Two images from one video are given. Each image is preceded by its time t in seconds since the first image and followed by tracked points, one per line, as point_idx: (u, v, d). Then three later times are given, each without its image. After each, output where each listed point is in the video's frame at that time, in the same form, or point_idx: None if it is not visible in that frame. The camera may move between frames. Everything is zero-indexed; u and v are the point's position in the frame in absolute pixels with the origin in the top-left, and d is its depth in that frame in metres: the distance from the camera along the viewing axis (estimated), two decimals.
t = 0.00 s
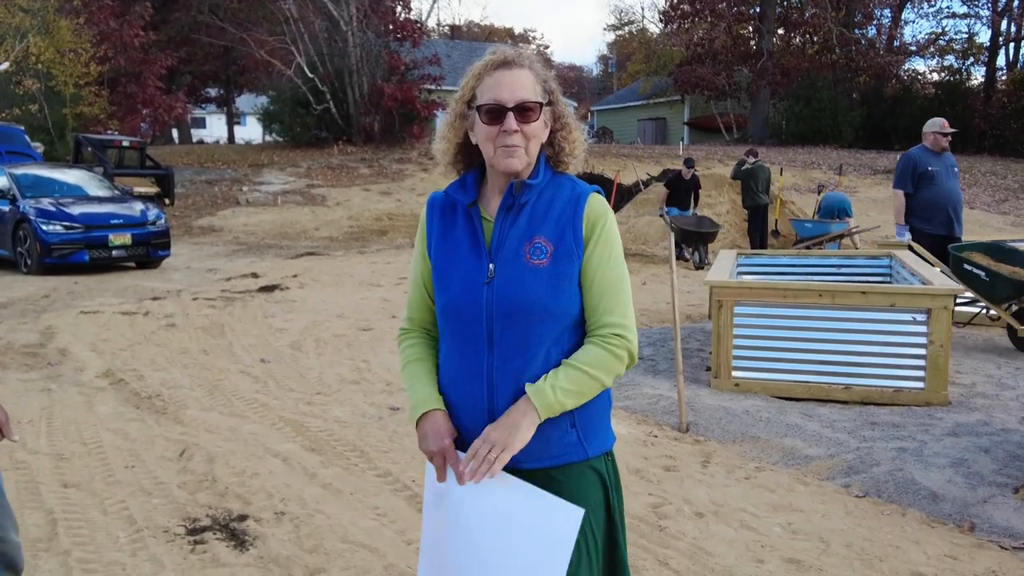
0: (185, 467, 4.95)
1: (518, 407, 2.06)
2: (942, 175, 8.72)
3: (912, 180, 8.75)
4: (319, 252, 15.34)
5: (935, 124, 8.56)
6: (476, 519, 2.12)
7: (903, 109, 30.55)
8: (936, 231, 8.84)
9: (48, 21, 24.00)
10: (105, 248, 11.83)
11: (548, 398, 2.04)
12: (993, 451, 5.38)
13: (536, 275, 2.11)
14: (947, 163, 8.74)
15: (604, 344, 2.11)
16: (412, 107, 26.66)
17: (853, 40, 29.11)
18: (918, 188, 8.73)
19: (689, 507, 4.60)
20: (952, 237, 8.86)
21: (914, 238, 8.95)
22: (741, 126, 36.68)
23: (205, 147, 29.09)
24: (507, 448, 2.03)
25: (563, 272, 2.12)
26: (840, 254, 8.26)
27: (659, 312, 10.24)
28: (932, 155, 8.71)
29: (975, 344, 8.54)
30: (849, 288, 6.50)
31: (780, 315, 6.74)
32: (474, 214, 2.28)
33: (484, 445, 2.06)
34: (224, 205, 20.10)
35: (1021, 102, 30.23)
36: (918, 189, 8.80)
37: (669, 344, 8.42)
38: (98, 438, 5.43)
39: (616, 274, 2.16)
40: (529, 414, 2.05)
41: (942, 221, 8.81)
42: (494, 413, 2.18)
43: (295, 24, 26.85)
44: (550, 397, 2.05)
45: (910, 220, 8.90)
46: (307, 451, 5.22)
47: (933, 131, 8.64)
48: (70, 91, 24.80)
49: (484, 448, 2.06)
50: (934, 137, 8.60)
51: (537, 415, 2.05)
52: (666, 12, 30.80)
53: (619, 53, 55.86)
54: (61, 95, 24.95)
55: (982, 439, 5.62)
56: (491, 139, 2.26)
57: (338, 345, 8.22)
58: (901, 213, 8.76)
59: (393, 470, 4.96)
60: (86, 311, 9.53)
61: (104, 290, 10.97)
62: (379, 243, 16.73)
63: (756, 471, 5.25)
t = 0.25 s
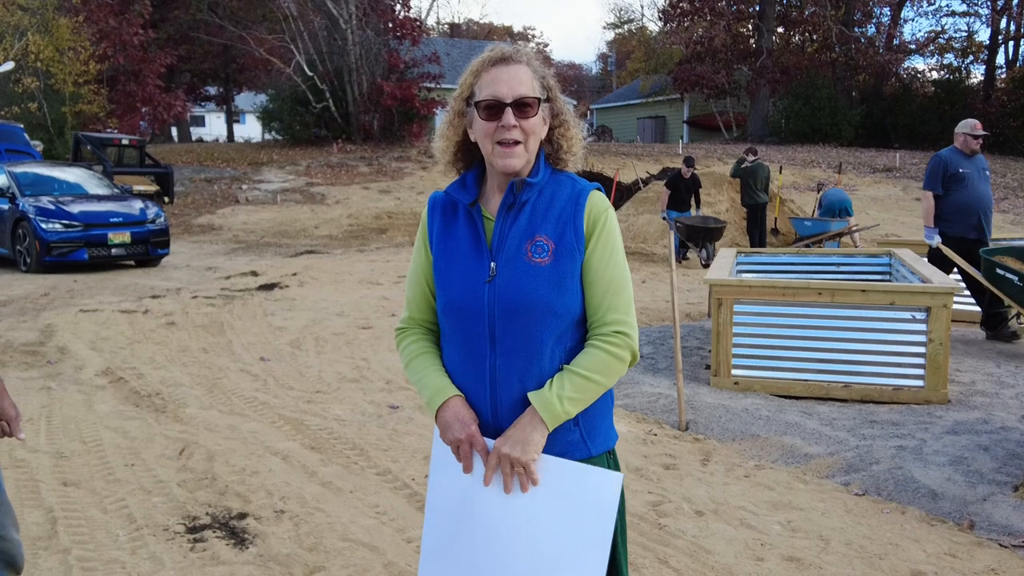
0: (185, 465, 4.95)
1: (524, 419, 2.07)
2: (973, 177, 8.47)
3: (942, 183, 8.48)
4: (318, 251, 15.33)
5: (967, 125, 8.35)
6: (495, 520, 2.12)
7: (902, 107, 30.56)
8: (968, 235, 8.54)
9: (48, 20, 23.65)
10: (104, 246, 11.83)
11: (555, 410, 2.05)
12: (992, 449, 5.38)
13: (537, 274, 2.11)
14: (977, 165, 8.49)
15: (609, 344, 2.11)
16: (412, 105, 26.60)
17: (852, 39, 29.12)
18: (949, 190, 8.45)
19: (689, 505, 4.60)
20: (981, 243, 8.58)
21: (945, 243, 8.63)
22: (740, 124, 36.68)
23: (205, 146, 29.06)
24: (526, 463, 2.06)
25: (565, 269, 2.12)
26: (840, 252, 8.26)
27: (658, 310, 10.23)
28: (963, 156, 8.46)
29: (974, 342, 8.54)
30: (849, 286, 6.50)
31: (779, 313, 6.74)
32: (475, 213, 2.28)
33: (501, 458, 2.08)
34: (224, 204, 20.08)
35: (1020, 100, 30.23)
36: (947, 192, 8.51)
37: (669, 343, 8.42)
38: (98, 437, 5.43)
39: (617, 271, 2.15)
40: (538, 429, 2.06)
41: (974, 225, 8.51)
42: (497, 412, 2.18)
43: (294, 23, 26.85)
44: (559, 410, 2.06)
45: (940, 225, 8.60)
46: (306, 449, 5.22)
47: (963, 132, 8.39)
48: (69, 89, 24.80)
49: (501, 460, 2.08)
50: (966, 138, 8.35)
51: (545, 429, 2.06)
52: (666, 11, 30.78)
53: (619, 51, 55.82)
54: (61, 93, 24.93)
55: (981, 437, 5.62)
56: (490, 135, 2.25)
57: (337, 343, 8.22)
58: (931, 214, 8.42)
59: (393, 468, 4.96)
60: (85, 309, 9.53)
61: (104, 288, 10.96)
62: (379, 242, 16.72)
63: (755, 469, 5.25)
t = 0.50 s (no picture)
0: (185, 464, 4.94)
1: (551, 418, 2.03)
2: (1009, 173, 8.26)
3: (976, 179, 8.29)
4: (318, 249, 15.32)
5: (1003, 120, 8.12)
6: (519, 519, 2.05)
7: (901, 106, 30.60)
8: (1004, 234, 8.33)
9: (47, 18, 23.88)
10: (104, 245, 11.81)
11: (581, 408, 2.02)
12: (991, 447, 5.39)
13: (553, 271, 2.10)
14: (1014, 161, 8.28)
15: (629, 340, 2.09)
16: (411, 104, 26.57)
17: (852, 37, 29.12)
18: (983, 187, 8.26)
19: (688, 504, 4.60)
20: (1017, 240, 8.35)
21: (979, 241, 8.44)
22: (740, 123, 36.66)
23: (204, 144, 29.01)
24: (556, 459, 2.01)
25: (579, 266, 2.11)
26: (840, 251, 8.27)
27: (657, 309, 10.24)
28: (998, 152, 8.24)
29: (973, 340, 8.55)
30: (849, 284, 6.50)
31: (779, 311, 6.75)
32: (487, 214, 2.26)
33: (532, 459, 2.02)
34: (223, 202, 20.07)
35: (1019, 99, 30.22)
36: (982, 189, 8.32)
37: (669, 341, 8.43)
38: (98, 435, 5.43)
39: (631, 267, 2.14)
40: (565, 427, 2.02)
41: (1010, 222, 8.30)
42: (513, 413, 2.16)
43: (294, 21, 26.84)
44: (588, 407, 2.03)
45: (973, 222, 8.42)
46: (306, 448, 5.22)
47: (997, 127, 8.17)
48: (69, 88, 24.78)
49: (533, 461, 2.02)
50: (1000, 133, 8.13)
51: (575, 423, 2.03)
52: (665, 9, 30.76)
53: (618, 50, 55.79)
54: (60, 92, 24.91)
55: (980, 435, 5.63)
56: (498, 136, 2.25)
57: (337, 342, 8.23)
58: (964, 211, 8.31)
59: (393, 467, 4.96)
60: (85, 308, 9.52)
61: (103, 287, 10.95)
62: (378, 240, 16.71)
63: (755, 468, 5.26)
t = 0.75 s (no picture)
0: (184, 463, 4.94)
1: (566, 417, 2.01)
2: None
3: (1004, 180, 7.77)
4: (317, 248, 15.32)
5: None
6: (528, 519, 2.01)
7: (900, 106, 30.60)
8: None
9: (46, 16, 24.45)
10: (103, 244, 11.81)
11: (594, 406, 2.01)
12: (990, 446, 5.39)
13: (559, 269, 2.07)
14: None
15: (635, 338, 2.09)
16: (411, 103, 26.56)
17: (851, 36, 29.12)
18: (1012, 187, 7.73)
19: (687, 502, 4.61)
20: None
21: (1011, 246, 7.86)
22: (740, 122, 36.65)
23: (203, 143, 28.99)
24: (573, 459, 1.99)
25: (583, 264, 2.10)
26: (839, 250, 8.28)
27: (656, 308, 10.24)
28: None
29: (972, 339, 8.55)
30: (848, 283, 6.51)
31: (778, 310, 6.75)
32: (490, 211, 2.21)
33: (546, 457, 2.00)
34: (223, 201, 20.07)
35: (1019, 97, 30.22)
36: (1011, 189, 7.79)
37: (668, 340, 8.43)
38: (97, 434, 5.43)
39: (634, 266, 2.15)
40: (579, 426, 2.01)
41: None
42: (521, 413, 2.11)
43: (293, 20, 26.83)
44: (600, 406, 2.02)
45: (1002, 225, 7.87)
46: (305, 447, 5.23)
47: None
48: (68, 86, 24.79)
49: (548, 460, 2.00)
50: None
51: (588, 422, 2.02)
52: (664, 8, 30.75)
53: (618, 49, 55.76)
54: (59, 91, 24.91)
55: (979, 434, 5.63)
56: (498, 132, 2.22)
57: (336, 341, 8.23)
58: (994, 214, 7.75)
59: (392, 465, 4.97)
60: (84, 307, 9.53)
61: (102, 286, 10.95)
62: (378, 239, 16.72)
63: (754, 466, 5.26)
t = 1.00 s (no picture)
0: (182, 462, 4.94)
1: (582, 404, 2.02)
2: None
3: None
4: (316, 247, 15.31)
5: None
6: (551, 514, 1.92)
7: (899, 105, 30.63)
8: None
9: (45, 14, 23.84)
10: (102, 243, 11.80)
11: (604, 391, 2.05)
12: (988, 445, 5.40)
13: (563, 259, 2.07)
14: None
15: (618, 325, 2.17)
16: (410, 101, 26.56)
17: (850, 35, 29.13)
18: None
19: (686, 501, 4.61)
20: None
21: None
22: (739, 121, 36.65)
23: (202, 142, 28.98)
24: (593, 445, 1.98)
25: (580, 256, 2.12)
26: (838, 249, 8.29)
27: (655, 307, 10.25)
28: None
29: (969, 339, 8.57)
30: (846, 282, 6.51)
31: (776, 309, 6.75)
32: (493, 205, 2.08)
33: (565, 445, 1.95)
34: (222, 200, 20.05)
35: (1018, 97, 30.29)
36: None
37: (666, 340, 8.44)
38: (95, 434, 5.43)
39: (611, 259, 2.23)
40: (592, 412, 2.01)
41: None
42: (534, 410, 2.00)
43: (292, 19, 26.83)
44: (604, 386, 2.07)
45: None
46: (304, 446, 5.23)
47: None
48: (67, 86, 24.76)
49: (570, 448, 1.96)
50: None
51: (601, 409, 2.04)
52: (664, 7, 30.73)
53: (617, 47, 55.77)
54: (58, 90, 24.87)
55: (977, 433, 5.64)
56: (482, 132, 2.18)
57: (335, 340, 8.23)
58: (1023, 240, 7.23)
59: (391, 464, 4.97)
60: (83, 306, 9.52)
61: (101, 285, 10.94)
62: (377, 238, 16.71)
63: (752, 466, 5.26)
